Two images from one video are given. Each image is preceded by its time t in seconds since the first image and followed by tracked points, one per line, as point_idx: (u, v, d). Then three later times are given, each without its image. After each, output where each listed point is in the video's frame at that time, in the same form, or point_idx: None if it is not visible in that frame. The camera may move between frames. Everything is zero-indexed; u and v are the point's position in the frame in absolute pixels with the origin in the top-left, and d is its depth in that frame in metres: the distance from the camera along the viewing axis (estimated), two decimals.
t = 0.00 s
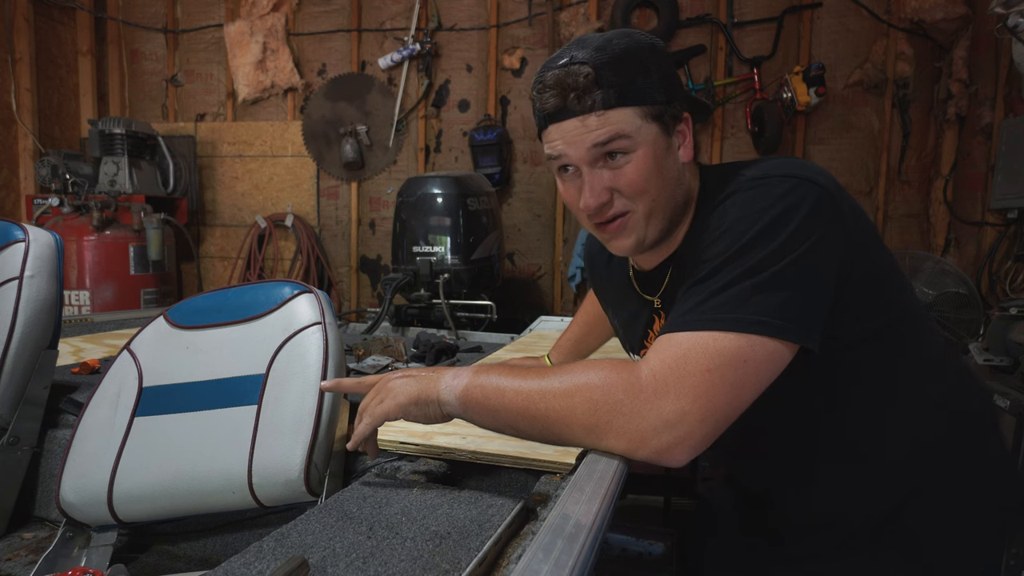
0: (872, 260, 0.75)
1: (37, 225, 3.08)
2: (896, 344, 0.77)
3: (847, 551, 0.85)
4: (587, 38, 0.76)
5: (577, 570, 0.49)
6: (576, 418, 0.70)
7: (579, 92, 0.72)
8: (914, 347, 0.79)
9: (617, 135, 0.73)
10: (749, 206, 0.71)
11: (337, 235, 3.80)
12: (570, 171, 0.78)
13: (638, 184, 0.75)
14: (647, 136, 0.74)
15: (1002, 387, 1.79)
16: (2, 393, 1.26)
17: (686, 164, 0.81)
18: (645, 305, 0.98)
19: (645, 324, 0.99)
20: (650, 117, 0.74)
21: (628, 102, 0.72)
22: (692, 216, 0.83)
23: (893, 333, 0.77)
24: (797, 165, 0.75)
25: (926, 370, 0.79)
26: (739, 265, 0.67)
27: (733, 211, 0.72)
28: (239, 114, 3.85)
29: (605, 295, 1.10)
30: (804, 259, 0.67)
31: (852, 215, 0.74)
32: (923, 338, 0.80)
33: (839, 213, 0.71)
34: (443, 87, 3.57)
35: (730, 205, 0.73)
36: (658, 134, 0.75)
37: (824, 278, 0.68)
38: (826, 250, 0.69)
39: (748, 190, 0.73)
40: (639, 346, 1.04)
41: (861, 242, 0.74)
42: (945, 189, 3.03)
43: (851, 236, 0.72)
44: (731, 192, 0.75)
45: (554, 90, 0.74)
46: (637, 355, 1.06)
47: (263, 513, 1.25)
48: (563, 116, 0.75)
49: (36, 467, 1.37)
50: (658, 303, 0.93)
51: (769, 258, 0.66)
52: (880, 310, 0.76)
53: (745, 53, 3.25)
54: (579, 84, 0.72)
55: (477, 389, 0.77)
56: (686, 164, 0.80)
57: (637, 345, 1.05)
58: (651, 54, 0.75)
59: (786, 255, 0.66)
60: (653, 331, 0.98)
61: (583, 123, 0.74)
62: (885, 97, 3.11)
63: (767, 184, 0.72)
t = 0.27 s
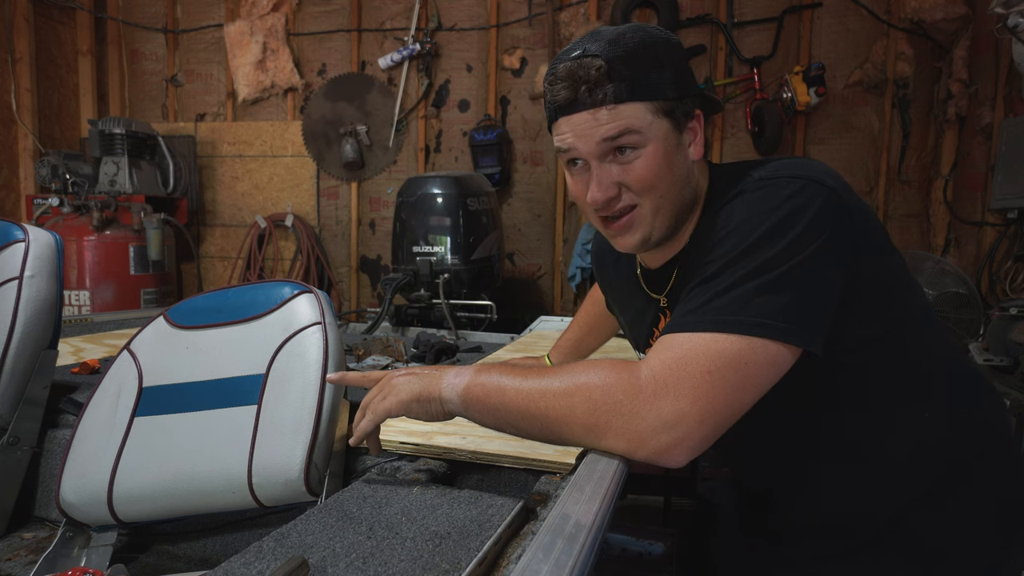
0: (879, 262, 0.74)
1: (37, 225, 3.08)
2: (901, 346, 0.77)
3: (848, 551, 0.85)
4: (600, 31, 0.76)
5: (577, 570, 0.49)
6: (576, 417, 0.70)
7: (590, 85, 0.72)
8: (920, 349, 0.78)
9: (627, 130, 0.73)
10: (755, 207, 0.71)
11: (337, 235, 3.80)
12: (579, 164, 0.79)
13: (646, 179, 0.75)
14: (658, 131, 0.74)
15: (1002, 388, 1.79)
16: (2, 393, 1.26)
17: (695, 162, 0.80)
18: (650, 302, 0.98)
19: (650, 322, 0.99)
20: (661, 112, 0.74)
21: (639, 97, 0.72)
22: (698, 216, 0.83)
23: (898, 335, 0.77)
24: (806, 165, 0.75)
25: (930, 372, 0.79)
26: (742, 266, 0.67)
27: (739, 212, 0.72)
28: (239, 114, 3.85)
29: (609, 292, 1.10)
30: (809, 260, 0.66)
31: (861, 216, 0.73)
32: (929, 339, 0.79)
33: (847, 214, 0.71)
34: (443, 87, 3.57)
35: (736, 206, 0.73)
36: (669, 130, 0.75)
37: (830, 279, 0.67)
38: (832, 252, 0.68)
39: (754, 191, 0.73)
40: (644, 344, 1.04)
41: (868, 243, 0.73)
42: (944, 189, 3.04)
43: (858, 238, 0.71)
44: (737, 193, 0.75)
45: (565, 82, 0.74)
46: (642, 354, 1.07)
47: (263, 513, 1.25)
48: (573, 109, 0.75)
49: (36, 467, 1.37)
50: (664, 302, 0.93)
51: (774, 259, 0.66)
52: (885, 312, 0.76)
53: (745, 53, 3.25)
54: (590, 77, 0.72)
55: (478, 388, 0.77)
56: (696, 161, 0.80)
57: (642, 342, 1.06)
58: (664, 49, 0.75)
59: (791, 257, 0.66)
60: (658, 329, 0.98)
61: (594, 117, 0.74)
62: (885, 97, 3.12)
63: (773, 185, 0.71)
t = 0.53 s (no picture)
0: (880, 262, 0.74)
1: (37, 225, 3.08)
2: (902, 346, 0.77)
3: (848, 551, 0.85)
4: (620, 29, 0.75)
5: (577, 570, 0.49)
6: (576, 417, 0.70)
7: (617, 83, 0.72)
8: (921, 348, 0.78)
9: (650, 130, 0.73)
10: (755, 206, 0.71)
11: (337, 235, 3.80)
12: (598, 164, 0.78)
13: (666, 180, 0.75)
14: (680, 132, 0.75)
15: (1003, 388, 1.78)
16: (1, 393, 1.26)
17: (710, 162, 0.81)
18: (655, 300, 0.98)
19: (656, 318, 1.00)
20: (682, 112, 0.74)
21: (664, 96, 0.72)
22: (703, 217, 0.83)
23: (899, 335, 0.77)
24: (807, 164, 0.74)
25: (932, 372, 0.79)
26: (742, 265, 0.67)
27: (739, 211, 0.72)
28: (239, 114, 3.85)
29: (614, 288, 1.10)
30: (809, 258, 0.66)
31: (862, 215, 0.73)
32: (930, 339, 0.79)
33: (847, 212, 0.71)
34: (443, 87, 3.57)
35: (736, 205, 0.73)
36: (689, 131, 0.75)
37: (831, 278, 0.67)
38: (833, 250, 0.68)
39: (754, 190, 0.73)
40: (650, 339, 1.05)
41: (868, 241, 0.73)
42: (944, 189, 3.04)
43: (858, 236, 0.71)
44: (737, 192, 0.75)
45: (590, 79, 0.73)
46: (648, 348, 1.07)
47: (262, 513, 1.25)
48: (597, 107, 0.74)
49: (36, 467, 1.37)
50: (669, 300, 0.93)
51: (773, 257, 0.66)
52: (885, 311, 0.75)
53: (745, 53, 3.25)
54: (617, 74, 0.71)
55: (479, 388, 0.77)
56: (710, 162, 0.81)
57: (647, 339, 1.06)
58: (684, 49, 0.75)
59: (791, 256, 0.66)
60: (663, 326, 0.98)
61: (620, 115, 0.73)
62: (885, 97, 3.11)
63: (773, 184, 0.71)
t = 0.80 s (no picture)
0: (881, 265, 0.74)
1: (37, 225, 3.08)
2: (902, 347, 0.77)
3: (848, 551, 0.85)
4: (615, 36, 0.76)
5: (577, 570, 0.49)
6: (577, 417, 0.70)
7: (607, 89, 0.72)
8: (921, 350, 0.78)
9: (642, 137, 0.73)
10: (756, 210, 0.71)
11: (337, 235, 3.80)
12: (591, 170, 0.78)
13: (659, 186, 0.75)
14: (673, 138, 0.74)
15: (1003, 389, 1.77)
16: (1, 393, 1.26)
17: (705, 169, 0.81)
18: (654, 304, 0.98)
19: (655, 323, 1.00)
20: (675, 118, 0.74)
21: (655, 103, 0.72)
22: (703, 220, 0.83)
23: (900, 336, 0.77)
24: (807, 168, 0.74)
25: (933, 372, 0.78)
26: (744, 268, 0.67)
27: (739, 216, 0.72)
28: (239, 114, 3.85)
29: (617, 288, 1.10)
30: (811, 262, 0.66)
31: (863, 218, 0.73)
32: (932, 340, 0.79)
33: (847, 216, 0.71)
34: (443, 87, 3.57)
35: (736, 209, 0.73)
36: (682, 138, 0.75)
37: (832, 282, 0.67)
38: (833, 254, 0.68)
39: (755, 193, 0.73)
40: (649, 343, 1.05)
41: (869, 245, 0.73)
42: (944, 189, 3.04)
43: (858, 240, 0.71)
44: (737, 195, 0.75)
45: (581, 86, 0.73)
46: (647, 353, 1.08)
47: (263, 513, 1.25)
48: (588, 113, 0.74)
49: (36, 467, 1.37)
50: (669, 304, 0.94)
51: (775, 261, 0.66)
52: (886, 313, 0.75)
53: (745, 53, 3.25)
54: (607, 81, 0.72)
55: (481, 387, 0.77)
56: (704, 169, 0.81)
57: (646, 340, 1.07)
58: (679, 56, 0.75)
59: (793, 259, 0.66)
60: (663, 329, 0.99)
61: (611, 122, 0.73)
62: (885, 97, 3.11)
63: (774, 187, 0.71)
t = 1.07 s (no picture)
0: (878, 265, 0.74)
1: (37, 225, 3.08)
2: (901, 347, 0.77)
3: (848, 551, 0.85)
4: (603, 42, 0.76)
5: (577, 570, 0.49)
6: (576, 417, 0.70)
7: (595, 94, 0.72)
8: (920, 350, 0.78)
9: (631, 139, 0.73)
10: (752, 210, 0.70)
11: (337, 235, 3.80)
12: (582, 174, 0.78)
13: (649, 188, 0.75)
14: (662, 140, 0.74)
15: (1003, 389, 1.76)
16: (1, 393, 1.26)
17: (696, 170, 0.80)
18: (650, 306, 0.99)
19: (651, 325, 1.00)
20: (664, 121, 0.74)
21: (642, 105, 0.73)
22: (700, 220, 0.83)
23: (898, 337, 0.77)
24: (804, 167, 0.74)
25: (931, 372, 0.78)
26: (741, 268, 0.67)
27: (736, 215, 0.72)
28: (239, 114, 3.85)
29: (612, 289, 1.10)
30: (808, 261, 0.66)
31: (859, 218, 0.73)
32: (930, 340, 0.79)
33: (844, 215, 0.71)
34: (443, 87, 3.57)
35: (733, 209, 0.73)
36: (672, 140, 0.75)
37: (829, 281, 0.67)
38: (831, 253, 0.68)
39: (752, 193, 0.73)
40: (646, 343, 1.06)
41: (866, 245, 0.73)
42: (944, 189, 3.04)
43: (855, 239, 0.71)
44: (734, 195, 0.75)
45: (569, 90, 0.74)
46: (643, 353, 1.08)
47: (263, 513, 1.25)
48: (577, 118, 0.75)
49: (36, 467, 1.37)
50: (665, 308, 0.94)
51: (772, 260, 0.66)
52: (884, 313, 0.75)
53: (745, 53, 3.25)
54: (594, 85, 0.72)
55: (481, 386, 0.77)
56: (696, 170, 0.80)
57: (643, 341, 1.07)
58: (668, 59, 0.75)
59: (790, 258, 0.66)
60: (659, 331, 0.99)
61: (599, 126, 0.73)
62: (885, 97, 3.11)
63: (770, 187, 0.71)
